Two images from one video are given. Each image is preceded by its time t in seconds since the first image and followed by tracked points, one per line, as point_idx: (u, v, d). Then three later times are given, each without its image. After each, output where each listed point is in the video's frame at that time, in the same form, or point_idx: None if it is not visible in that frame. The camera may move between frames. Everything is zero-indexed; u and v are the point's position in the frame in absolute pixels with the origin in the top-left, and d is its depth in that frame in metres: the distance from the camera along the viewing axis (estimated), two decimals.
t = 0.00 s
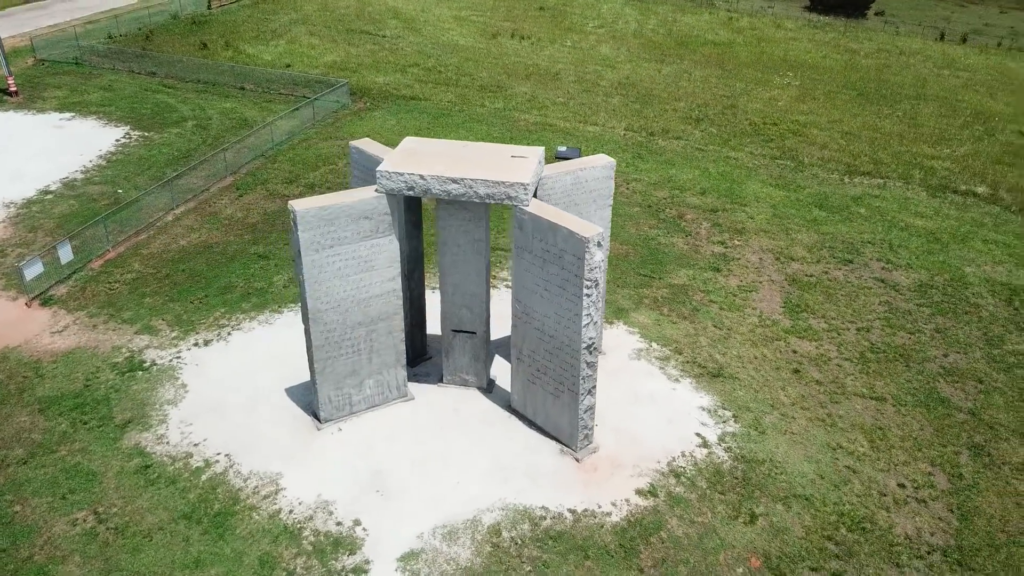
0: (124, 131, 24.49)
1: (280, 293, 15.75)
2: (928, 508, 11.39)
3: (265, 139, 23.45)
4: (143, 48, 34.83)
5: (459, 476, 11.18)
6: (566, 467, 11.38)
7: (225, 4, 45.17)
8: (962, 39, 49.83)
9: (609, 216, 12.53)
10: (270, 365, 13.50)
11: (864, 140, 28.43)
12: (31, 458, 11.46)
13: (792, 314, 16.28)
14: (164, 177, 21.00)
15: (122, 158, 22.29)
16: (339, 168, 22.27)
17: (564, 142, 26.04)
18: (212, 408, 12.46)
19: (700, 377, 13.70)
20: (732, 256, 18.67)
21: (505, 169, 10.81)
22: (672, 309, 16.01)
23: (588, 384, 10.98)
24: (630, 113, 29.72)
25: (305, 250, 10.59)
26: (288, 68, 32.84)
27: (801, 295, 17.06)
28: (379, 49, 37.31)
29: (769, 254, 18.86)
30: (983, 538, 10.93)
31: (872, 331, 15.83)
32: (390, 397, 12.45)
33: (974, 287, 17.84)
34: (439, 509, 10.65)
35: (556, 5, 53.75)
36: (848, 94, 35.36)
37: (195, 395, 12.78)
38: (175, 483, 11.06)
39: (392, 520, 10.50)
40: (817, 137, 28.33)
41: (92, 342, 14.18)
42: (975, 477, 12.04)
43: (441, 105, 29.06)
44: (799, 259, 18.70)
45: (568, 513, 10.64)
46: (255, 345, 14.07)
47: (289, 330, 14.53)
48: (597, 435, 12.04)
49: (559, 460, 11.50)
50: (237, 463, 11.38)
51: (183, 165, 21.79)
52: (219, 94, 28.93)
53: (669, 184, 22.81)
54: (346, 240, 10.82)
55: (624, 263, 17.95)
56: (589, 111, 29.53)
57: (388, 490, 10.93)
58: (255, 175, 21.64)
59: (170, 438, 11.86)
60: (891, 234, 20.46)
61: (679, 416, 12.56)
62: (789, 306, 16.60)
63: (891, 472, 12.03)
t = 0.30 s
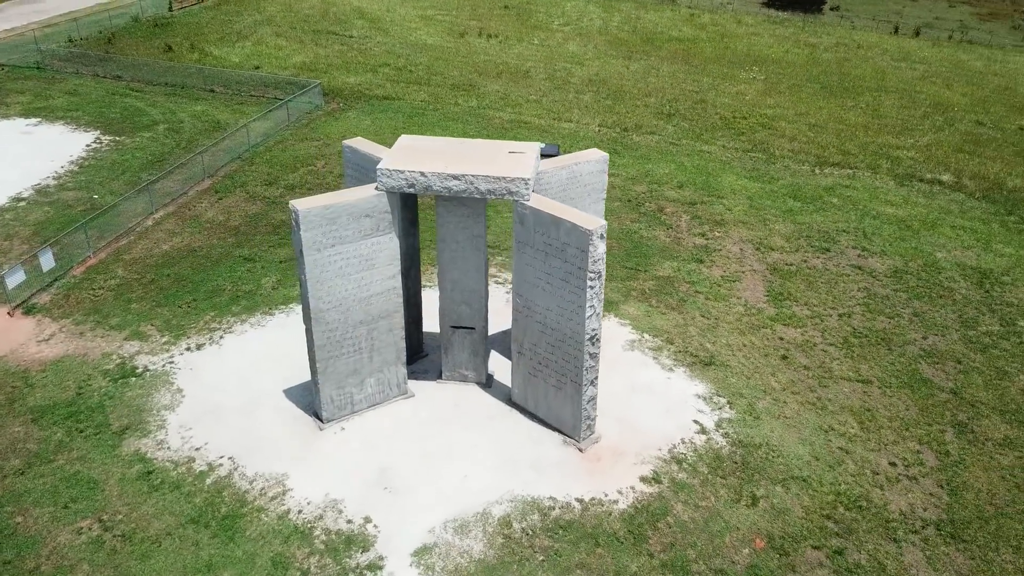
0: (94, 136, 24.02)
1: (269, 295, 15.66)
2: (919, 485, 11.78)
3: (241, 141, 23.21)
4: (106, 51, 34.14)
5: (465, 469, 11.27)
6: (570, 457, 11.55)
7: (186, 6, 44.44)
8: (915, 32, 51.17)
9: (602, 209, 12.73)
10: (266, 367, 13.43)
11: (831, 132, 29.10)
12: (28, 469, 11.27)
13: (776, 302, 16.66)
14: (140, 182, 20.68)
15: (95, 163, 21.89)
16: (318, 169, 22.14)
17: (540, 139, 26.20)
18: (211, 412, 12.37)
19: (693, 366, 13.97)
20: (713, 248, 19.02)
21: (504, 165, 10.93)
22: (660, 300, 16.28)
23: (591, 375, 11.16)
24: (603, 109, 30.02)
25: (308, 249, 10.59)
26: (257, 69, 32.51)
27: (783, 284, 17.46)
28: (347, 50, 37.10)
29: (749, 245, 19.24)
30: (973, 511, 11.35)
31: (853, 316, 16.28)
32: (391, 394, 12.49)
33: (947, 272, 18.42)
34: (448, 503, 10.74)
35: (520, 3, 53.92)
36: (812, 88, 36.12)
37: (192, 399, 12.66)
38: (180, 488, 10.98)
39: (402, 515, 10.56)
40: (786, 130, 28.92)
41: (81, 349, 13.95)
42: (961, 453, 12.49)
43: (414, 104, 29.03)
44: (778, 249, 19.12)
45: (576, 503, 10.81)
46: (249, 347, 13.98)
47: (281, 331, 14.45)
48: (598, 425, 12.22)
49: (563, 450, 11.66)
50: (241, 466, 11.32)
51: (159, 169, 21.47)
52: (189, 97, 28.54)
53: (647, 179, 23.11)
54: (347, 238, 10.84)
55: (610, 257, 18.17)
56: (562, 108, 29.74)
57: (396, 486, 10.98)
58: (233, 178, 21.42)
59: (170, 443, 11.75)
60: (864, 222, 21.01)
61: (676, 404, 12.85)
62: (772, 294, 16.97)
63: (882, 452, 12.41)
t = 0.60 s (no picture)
0: (62, 142, 23.53)
1: (257, 298, 15.56)
2: (907, 462, 12.21)
3: (215, 144, 22.94)
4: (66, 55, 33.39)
5: (470, 463, 11.37)
6: (572, 447, 11.73)
7: (145, 8, 43.64)
8: (869, 26, 52.45)
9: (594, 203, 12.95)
10: (261, 369, 13.37)
11: (797, 124, 29.75)
12: (26, 479, 11.09)
13: (758, 290, 17.05)
14: (114, 187, 20.34)
15: (65, 169, 21.46)
16: (295, 171, 22.00)
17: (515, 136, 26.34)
18: (209, 415, 12.28)
19: (684, 355, 14.26)
20: (693, 239, 19.38)
21: (502, 161, 11.06)
22: (646, 292, 16.56)
23: (592, 365, 11.35)
24: (574, 106, 30.28)
25: (309, 249, 10.60)
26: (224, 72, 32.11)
27: (763, 273, 17.87)
28: (314, 50, 36.83)
29: (727, 236, 19.64)
30: (960, 485, 11.80)
31: (833, 302, 16.74)
32: (390, 392, 12.54)
33: (918, 258, 19.02)
34: (456, 496, 10.83)
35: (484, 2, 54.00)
36: (775, 82, 36.85)
37: (189, 404, 12.55)
38: (184, 492, 10.90)
39: (412, 510, 10.63)
40: (753, 123, 29.50)
41: (68, 357, 13.72)
42: (944, 430, 12.97)
43: (387, 104, 28.97)
44: (756, 239, 19.55)
45: (581, 491, 10.99)
46: (241, 350, 13.89)
47: (273, 333, 14.39)
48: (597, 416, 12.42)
49: (564, 441, 11.84)
50: (245, 468, 11.28)
51: (133, 174, 21.13)
52: (157, 101, 28.11)
53: (623, 173, 23.41)
54: (347, 236, 10.87)
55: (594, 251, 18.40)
56: (534, 106, 29.92)
57: (403, 482, 11.04)
58: (210, 181, 21.17)
59: (170, 449, 11.65)
60: (835, 211, 21.57)
61: (672, 392, 13.12)
62: (753, 284, 17.36)
63: (870, 432, 12.82)
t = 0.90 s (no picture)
0: (22, 149, 22.93)
1: (243, 301, 15.44)
2: (891, 436, 12.72)
3: (183, 149, 22.60)
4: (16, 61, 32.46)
5: (474, 455, 11.50)
6: (572, 435, 11.95)
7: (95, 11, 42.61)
8: (817, 20, 53.83)
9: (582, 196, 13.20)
10: (254, 372, 13.29)
11: (758, 116, 30.46)
12: (22, 492, 10.88)
13: (736, 278, 17.51)
14: (83, 194, 19.92)
15: (29, 177, 20.94)
16: (268, 173, 21.81)
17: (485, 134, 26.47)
18: (206, 419, 12.19)
19: (671, 342, 14.59)
20: (669, 230, 19.78)
21: (497, 156, 11.24)
22: (628, 283, 16.87)
23: (590, 355, 11.59)
24: (541, 102, 30.54)
25: (309, 248, 10.62)
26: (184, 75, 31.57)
27: (739, 261, 18.33)
28: (274, 52, 36.43)
29: (701, 226, 20.09)
30: (942, 456, 12.34)
31: (808, 287, 17.27)
32: (388, 389, 12.60)
33: (885, 242, 19.69)
34: (462, 488, 10.96)
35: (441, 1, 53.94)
36: (733, 75, 37.63)
37: (184, 409, 12.44)
38: (188, 497, 10.82)
39: (420, 504, 10.72)
40: (716, 116, 30.12)
41: (53, 367, 13.46)
42: (923, 405, 13.53)
43: (354, 104, 28.84)
44: (729, 228, 20.04)
45: (585, 478, 11.21)
46: (232, 353, 13.79)
47: (264, 336, 14.30)
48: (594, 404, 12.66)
49: (564, 429, 12.05)
50: (248, 470, 11.24)
51: (101, 181, 20.73)
52: (118, 105, 27.56)
53: (595, 168, 23.73)
54: (346, 234, 10.91)
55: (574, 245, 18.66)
56: (501, 103, 30.09)
57: (409, 477, 11.12)
58: (181, 186, 20.87)
59: (170, 454, 11.54)
60: (802, 200, 22.21)
61: (664, 378, 13.45)
62: (731, 271, 17.80)
63: (854, 409, 13.31)
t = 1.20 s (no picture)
0: None
1: (230, 304, 15.32)
2: (875, 415, 13.17)
3: (155, 153, 22.26)
4: None
5: (476, 448, 11.63)
6: (571, 425, 12.14)
7: (48, 15, 41.61)
8: (773, 16, 54.98)
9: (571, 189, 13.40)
10: (248, 374, 13.23)
11: (724, 110, 31.04)
12: (20, 502, 10.70)
13: (716, 268, 17.88)
14: (55, 201, 19.53)
15: None
16: (243, 176, 21.61)
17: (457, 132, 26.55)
18: (204, 423, 12.11)
19: (659, 332, 14.87)
20: (647, 223, 20.10)
21: (491, 151, 11.38)
22: (612, 276, 17.13)
23: (587, 345, 11.80)
24: (510, 100, 30.71)
25: (308, 247, 10.63)
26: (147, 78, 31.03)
27: (717, 251, 18.73)
28: (237, 54, 36.00)
29: (678, 218, 20.45)
30: (925, 433, 12.82)
31: (785, 275, 17.72)
32: (386, 386, 12.65)
33: (855, 230, 20.28)
34: (468, 481, 11.08)
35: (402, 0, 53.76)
36: (696, 70, 38.23)
37: (180, 413, 12.34)
38: (192, 501, 10.76)
39: (427, 498, 10.81)
40: (683, 111, 30.61)
41: (40, 376, 13.22)
42: (903, 384, 14.03)
43: (323, 105, 28.67)
44: (705, 220, 20.44)
45: (587, 467, 11.41)
46: (224, 357, 13.70)
47: (254, 338, 14.22)
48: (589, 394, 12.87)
49: (562, 420, 12.24)
50: (251, 472, 11.21)
51: (72, 188, 20.34)
52: (81, 110, 27.01)
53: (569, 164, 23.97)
54: (344, 233, 10.95)
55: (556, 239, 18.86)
56: (471, 102, 30.18)
57: (413, 472, 11.20)
58: (154, 190, 20.57)
59: (170, 459, 11.45)
60: (772, 190, 22.74)
61: (655, 366, 13.73)
62: (711, 262, 18.17)
63: (838, 391, 13.74)
